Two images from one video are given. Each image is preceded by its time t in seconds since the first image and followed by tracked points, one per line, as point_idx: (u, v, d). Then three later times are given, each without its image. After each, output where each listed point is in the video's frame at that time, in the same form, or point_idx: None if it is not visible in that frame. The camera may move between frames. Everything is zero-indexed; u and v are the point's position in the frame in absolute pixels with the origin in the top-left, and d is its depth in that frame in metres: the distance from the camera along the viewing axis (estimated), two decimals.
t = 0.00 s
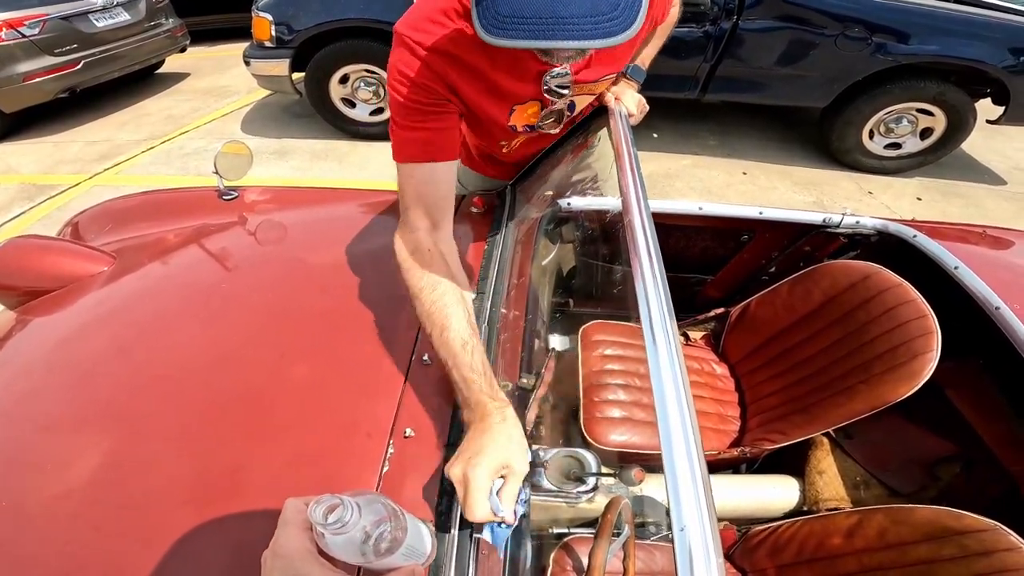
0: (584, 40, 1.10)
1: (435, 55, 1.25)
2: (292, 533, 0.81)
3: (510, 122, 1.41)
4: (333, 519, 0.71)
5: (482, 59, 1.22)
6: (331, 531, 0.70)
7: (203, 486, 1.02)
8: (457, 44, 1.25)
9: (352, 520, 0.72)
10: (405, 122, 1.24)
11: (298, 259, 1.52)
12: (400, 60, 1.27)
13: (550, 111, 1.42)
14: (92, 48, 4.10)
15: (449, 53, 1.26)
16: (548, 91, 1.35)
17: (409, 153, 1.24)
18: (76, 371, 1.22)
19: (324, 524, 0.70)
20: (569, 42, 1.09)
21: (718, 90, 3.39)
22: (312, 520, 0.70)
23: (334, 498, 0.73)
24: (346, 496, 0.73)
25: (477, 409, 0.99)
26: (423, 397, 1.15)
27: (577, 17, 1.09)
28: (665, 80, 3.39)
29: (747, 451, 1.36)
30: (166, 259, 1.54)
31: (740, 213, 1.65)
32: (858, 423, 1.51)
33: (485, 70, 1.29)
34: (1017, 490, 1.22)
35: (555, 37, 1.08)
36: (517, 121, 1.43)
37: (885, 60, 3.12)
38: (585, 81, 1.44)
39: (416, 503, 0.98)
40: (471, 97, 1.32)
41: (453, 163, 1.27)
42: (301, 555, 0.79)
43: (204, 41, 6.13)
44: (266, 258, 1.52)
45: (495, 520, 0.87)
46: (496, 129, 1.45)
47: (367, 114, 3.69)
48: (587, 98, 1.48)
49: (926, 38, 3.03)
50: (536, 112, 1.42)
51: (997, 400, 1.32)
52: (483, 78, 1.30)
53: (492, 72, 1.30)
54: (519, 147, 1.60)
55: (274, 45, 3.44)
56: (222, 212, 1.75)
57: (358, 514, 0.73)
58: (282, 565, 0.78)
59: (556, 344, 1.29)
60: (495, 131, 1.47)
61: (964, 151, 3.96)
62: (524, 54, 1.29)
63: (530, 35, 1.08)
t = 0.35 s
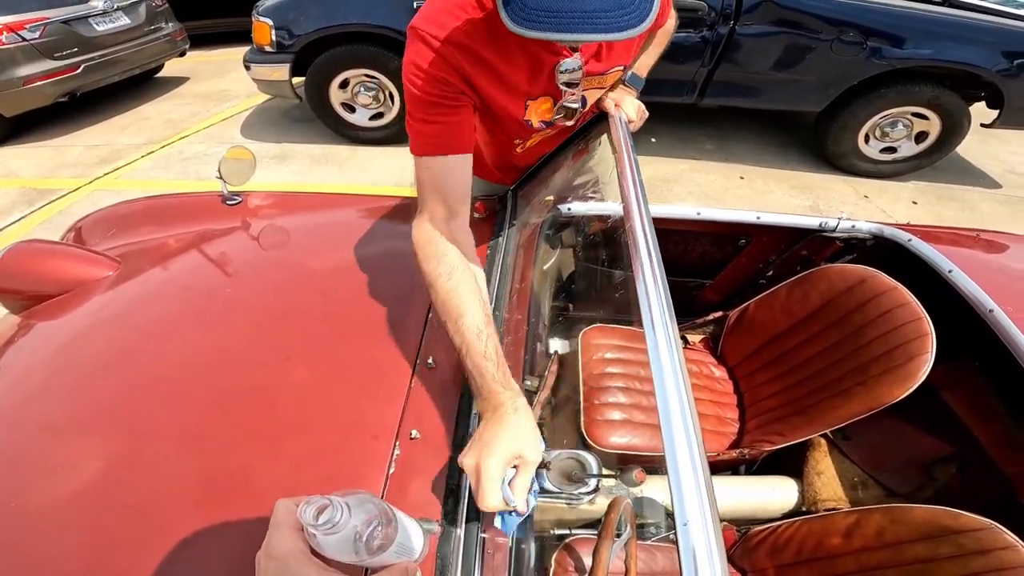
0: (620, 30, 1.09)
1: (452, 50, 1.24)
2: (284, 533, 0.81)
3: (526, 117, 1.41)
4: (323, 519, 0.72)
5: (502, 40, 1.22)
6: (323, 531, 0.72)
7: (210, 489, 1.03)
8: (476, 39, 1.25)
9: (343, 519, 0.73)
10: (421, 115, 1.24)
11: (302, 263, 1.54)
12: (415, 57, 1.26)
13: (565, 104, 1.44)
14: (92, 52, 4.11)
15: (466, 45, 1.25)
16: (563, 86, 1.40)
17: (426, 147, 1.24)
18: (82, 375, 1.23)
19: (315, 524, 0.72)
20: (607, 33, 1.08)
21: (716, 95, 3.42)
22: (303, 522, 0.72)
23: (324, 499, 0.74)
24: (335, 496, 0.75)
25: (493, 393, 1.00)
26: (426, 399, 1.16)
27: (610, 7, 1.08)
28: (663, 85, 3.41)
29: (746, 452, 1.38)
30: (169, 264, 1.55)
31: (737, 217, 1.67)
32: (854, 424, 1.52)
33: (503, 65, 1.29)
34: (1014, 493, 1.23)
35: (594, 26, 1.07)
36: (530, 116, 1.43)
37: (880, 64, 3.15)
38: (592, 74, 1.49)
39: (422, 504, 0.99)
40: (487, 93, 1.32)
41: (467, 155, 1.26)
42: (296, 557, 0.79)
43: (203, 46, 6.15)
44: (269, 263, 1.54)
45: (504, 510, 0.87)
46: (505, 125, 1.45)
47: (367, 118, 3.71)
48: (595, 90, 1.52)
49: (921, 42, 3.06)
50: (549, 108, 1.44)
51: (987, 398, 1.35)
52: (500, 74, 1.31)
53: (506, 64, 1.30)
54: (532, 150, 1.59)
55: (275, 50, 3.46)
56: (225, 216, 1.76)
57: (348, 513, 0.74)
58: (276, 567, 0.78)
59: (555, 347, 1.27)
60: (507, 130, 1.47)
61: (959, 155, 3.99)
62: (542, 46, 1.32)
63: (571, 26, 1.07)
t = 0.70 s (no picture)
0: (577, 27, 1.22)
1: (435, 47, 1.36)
2: (288, 525, 0.84)
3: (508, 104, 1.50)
4: (324, 511, 0.76)
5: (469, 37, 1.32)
6: (324, 522, 0.75)
7: (223, 490, 1.07)
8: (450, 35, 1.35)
9: (344, 511, 0.77)
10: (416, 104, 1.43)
11: (307, 271, 1.58)
12: (403, 53, 1.40)
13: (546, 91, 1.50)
14: (93, 58, 4.15)
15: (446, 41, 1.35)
16: (543, 71, 1.44)
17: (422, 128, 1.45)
18: (98, 380, 1.27)
19: (316, 516, 0.75)
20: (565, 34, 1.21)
21: (711, 102, 3.47)
22: (305, 514, 0.75)
23: (324, 492, 0.78)
24: (334, 489, 0.79)
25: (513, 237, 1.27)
26: (430, 402, 1.20)
27: (562, 9, 1.20)
28: (659, 92, 3.47)
29: (738, 454, 1.42)
30: (177, 271, 1.59)
31: (729, 226, 1.72)
32: (844, 427, 1.57)
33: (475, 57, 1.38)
34: (994, 493, 1.29)
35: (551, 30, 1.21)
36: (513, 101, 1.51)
37: (873, 71, 3.20)
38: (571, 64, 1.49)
39: (428, 503, 1.03)
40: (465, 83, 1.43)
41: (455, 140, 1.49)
42: (299, 548, 0.82)
43: (203, 51, 6.19)
44: (276, 270, 1.58)
45: (531, 306, 1.11)
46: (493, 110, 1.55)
47: (367, 125, 3.75)
48: (578, 80, 1.52)
49: (913, 49, 3.11)
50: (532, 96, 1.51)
51: (973, 399, 1.39)
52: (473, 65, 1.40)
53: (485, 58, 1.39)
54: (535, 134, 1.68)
55: (276, 57, 3.51)
56: (231, 225, 1.80)
57: (349, 504, 0.78)
58: (281, 559, 0.82)
59: (556, 353, 1.31)
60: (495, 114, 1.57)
61: (951, 161, 4.05)
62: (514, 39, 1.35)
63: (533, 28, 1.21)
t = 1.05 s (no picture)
0: (535, 34, 1.38)
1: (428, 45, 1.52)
2: (276, 526, 0.90)
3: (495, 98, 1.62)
4: (306, 511, 0.80)
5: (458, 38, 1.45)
6: (307, 521, 0.79)
7: (230, 479, 1.12)
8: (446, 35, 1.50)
9: (326, 510, 0.80)
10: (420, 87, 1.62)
11: (308, 271, 1.63)
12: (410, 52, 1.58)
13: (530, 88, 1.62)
14: (94, 61, 4.19)
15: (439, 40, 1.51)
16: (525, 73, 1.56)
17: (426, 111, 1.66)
18: (108, 375, 1.32)
19: (298, 516, 0.79)
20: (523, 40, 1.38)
21: (705, 105, 3.53)
22: (287, 513, 0.80)
23: (306, 492, 0.82)
24: (316, 489, 0.82)
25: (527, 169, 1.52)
26: (428, 395, 1.25)
27: (522, 19, 1.36)
28: (654, 96, 3.52)
29: (726, 448, 1.46)
30: (183, 272, 1.64)
31: (717, 228, 1.78)
32: (828, 422, 1.62)
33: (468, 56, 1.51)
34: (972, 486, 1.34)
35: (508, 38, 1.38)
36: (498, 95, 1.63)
37: (862, 75, 3.26)
38: (551, 63, 1.61)
39: (426, 490, 1.08)
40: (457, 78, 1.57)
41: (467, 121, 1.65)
42: (286, 545, 0.88)
43: (202, 54, 6.24)
44: (279, 270, 1.63)
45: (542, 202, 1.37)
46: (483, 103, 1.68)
47: (366, 128, 3.80)
48: (559, 79, 1.64)
49: (901, 53, 3.17)
50: (518, 92, 1.62)
51: (952, 394, 1.43)
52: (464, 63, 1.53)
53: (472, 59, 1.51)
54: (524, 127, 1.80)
55: (277, 61, 3.56)
56: (234, 227, 1.85)
57: (331, 502, 0.82)
58: (269, 556, 0.88)
59: (548, 350, 1.43)
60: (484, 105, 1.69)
61: (941, 163, 4.12)
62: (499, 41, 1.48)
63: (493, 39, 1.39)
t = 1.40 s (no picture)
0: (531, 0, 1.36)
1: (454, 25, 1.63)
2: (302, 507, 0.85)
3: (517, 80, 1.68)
4: (334, 491, 0.81)
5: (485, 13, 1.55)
6: (334, 501, 0.81)
7: (233, 474, 1.13)
8: (474, 15, 1.59)
9: (352, 489, 0.82)
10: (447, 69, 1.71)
11: (308, 270, 1.64)
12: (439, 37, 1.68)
13: (550, 71, 1.68)
14: (93, 62, 4.20)
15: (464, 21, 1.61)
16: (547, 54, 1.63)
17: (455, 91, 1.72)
18: (111, 372, 1.33)
19: (325, 495, 0.81)
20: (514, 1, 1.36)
21: (701, 107, 3.56)
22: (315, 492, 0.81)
23: (335, 471, 0.84)
24: (345, 469, 0.84)
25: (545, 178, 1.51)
26: (429, 392, 1.26)
27: None
28: (651, 97, 3.55)
29: (722, 445, 1.48)
30: (184, 271, 1.65)
31: (712, 227, 1.79)
32: (822, 419, 1.64)
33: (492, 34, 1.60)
34: (965, 480, 1.35)
35: None
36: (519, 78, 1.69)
37: (857, 76, 3.28)
38: (570, 49, 1.67)
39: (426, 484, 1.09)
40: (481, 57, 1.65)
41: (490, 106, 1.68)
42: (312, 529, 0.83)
43: (200, 55, 6.25)
44: (279, 269, 1.64)
45: (552, 184, 1.44)
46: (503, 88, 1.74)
47: (364, 129, 3.82)
48: (578, 65, 1.69)
49: (895, 55, 3.20)
50: (539, 74, 1.68)
51: (946, 390, 1.45)
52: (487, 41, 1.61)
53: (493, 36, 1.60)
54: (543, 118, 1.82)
55: (276, 62, 3.57)
56: (235, 226, 1.86)
57: (358, 483, 0.84)
58: (292, 539, 0.82)
59: (546, 349, 1.43)
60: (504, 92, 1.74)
61: (935, 165, 4.15)
62: (523, 21, 1.59)
63: None
